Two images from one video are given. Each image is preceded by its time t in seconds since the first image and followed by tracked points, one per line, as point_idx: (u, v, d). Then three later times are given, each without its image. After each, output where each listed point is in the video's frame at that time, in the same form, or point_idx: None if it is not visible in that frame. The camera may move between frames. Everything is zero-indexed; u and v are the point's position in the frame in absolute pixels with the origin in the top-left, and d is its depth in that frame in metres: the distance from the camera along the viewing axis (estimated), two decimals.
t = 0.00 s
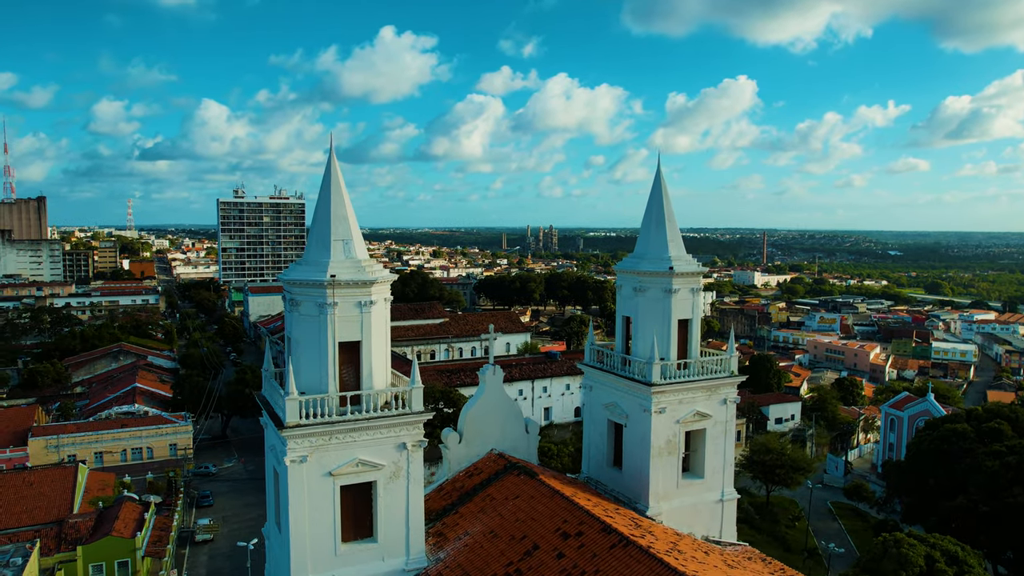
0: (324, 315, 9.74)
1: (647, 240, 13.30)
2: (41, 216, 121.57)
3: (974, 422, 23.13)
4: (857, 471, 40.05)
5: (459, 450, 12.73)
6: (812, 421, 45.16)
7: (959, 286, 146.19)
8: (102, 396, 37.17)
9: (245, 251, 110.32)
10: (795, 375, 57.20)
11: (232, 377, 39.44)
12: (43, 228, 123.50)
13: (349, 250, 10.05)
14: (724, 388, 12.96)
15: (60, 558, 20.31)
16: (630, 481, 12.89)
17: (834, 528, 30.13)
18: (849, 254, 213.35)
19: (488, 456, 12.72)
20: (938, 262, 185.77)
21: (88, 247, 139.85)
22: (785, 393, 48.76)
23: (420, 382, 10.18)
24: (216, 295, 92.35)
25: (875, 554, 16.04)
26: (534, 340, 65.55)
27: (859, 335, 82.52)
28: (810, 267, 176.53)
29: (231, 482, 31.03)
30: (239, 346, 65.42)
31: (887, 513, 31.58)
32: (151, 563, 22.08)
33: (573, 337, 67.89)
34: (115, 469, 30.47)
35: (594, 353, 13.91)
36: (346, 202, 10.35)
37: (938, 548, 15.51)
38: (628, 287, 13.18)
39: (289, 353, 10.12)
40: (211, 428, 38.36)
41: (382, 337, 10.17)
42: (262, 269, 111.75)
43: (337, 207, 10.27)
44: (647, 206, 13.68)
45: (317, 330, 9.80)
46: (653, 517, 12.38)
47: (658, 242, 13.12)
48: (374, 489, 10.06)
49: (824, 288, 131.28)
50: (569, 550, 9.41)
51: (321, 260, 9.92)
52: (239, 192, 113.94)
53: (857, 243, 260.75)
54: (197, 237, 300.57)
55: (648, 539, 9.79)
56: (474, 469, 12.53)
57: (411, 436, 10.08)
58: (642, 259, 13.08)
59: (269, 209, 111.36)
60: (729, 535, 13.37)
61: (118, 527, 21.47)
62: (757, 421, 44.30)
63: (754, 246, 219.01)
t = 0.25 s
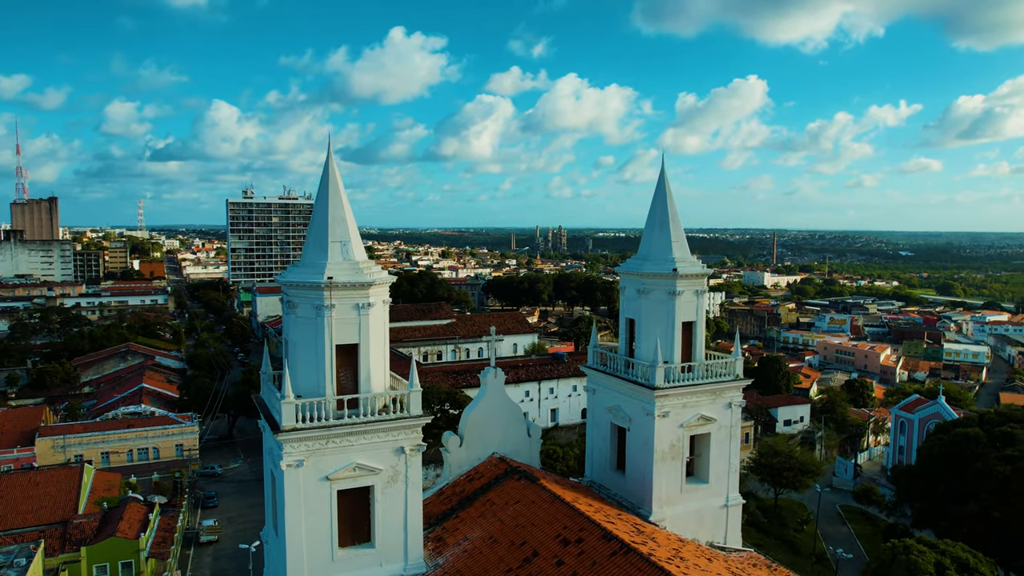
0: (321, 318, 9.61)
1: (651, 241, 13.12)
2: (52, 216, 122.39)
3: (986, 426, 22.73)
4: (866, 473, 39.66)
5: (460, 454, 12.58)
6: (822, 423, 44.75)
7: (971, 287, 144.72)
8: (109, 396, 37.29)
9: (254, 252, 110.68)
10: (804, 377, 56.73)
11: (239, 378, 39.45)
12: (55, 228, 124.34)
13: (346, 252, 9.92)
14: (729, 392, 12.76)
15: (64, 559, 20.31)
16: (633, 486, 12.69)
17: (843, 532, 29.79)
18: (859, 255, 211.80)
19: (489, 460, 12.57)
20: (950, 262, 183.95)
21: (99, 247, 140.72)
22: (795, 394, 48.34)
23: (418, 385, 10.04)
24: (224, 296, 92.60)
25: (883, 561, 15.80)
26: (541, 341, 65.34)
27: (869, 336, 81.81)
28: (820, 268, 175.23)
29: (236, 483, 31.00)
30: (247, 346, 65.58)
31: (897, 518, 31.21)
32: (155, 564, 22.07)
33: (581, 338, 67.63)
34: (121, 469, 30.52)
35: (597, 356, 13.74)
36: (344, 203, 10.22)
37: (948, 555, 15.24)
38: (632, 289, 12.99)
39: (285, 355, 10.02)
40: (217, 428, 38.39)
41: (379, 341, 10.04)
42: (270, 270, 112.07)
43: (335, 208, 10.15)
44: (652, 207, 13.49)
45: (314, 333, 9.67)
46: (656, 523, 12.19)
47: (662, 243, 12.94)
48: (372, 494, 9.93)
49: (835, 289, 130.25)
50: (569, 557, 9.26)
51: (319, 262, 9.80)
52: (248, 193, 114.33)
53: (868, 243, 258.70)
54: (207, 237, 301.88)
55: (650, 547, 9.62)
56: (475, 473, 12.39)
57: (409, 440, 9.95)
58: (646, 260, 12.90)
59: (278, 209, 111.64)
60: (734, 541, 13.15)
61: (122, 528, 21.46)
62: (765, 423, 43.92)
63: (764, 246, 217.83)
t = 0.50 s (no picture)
0: (318, 320, 9.48)
1: (656, 242, 12.90)
2: (65, 216, 123.20)
3: (1001, 428, 22.31)
4: (877, 476, 39.17)
5: (461, 457, 12.42)
6: (833, 425, 44.24)
7: (986, 287, 143.08)
8: (118, 395, 37.42)
9: (264, 251, 110.99)
10: (815, 378, 56.18)
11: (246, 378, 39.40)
12: (68, 228, 125.20)
13: (344, 252, 9.79)
14: (736, 395, 12.52)
15: (70, 559, 20.35)
16: (637, 491, 12.48)
17: (854, 535, 29.40)
18: (871, 255, 210.01)
19: (491, 464, 12.40)
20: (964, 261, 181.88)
21: (112, 247, 141.58)
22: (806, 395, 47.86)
23: (417, 389, 9.89)
24: (235, 295, 92.85)
25: (894, 567, 15.52)
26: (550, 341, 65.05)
27: (882, 336, 80.97)
28: (832, 268, 173.72)
29: (242, 483, 30.99)
30: (256, 345, 65.69)
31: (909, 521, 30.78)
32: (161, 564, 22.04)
33: (590, 338, 67.29)
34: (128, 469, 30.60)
35: (601, 358, 13.53)
36: (343, 203, 10.08)
37: (960, 562, 14.92)
38: (636, 290, 12.77)
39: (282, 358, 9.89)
40: (225, 428, 38.39)
41: (378, 343, 9.89)
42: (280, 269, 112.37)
43: (333, 208, 10.00)
44: (657, 207, 13.28)
45: (312, 334, 9.54)
46: (660, 528, 11.98)
47: (667, 244, 12.71)
48: (370, 498, 9.77)
49: (847, 289, 129.06)
50: (570, 564, 9.07)
51: (316, 263, 9.66)
52: (258, 193, 114.68)
53: (881, 243, 256.37)
54: (218, 237, 303.26)
55: (653, 554, 9.42)
56: (476, 477, 12.22)
57: (408, 444, 9.79)
58: (650, 261, 12.70)
59: (288, 209, 111.85)
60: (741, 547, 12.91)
61: (127, 528, 21.45)
62: (775, 425, 43.44)
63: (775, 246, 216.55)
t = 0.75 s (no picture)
0: (315, 321, 9.35)
1: (660, 242, 12.69)
2: (76, 216, 123.91)
3: (1014, 431, 21.95)
4: (888, 478, 38.74)
5: (462, 460, 12.25)
6: (842, 426, 43.81)
7: (999, 286, 141.58)
8: (125, 395, 37.49)
9: (273, 251, 111.26)
10: (825, 378, 55.65)
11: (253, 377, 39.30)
12: (79, 228, 125.96)
13: (343, 253, 9.65)
14: (741, 398, 12.32)
15: (74, 559, 20.35)
16: (641, 495, 12.28)
17: (864, 538, 29.04)
18: (882, 254, 208.36)
19: (493, 467, 12.23)
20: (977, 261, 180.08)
21: (123, 246, 142.39)
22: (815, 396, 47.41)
23: (416, 391, 9.72)
24: (243, 295, 93.07)
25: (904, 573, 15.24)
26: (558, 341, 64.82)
27: (893, 336, 80.26)
28: (843, 267, 172.47)
29: (248, 483, 30.96)
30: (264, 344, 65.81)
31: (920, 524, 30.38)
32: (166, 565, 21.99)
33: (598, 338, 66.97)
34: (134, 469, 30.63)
35: (605, 360, 13.34)
36: (341, 202, 9.92)
37: (971, 568, 14.64)
38: (640, 291, 12.57)
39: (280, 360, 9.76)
40: (232, 428, 38.32)
41: (376, 344, 9.74)
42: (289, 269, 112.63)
43: (331, 207, 9.85)
44: (661, 206, 13.07)
45: (308, 336, 9.41)
46: (665, 533, 11.78)
47: (672, 244, 12.51)
48: (368, 502, 9.62)
49: (857, 289, 128.05)
50: (570, 571, 8.90)
51: (314, 264, 9.52)
52: (267, 193, 114.96)
53: (892, 242, 254.34)
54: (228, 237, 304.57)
55: (656, 560, 9.23)
56: (478, 481, 12.05)
57: (406, 447, 9.63)
58: (655, 262, 12.48)
59: (297, 209, 112.06)
60: (747, 552, 12.69)
61: (132, 529, 21.41)
62: (785, 426, 43.03)
63: (785, 245, 215.24)
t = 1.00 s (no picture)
0: (311, 324, 9.17)
1: (666, 243, 12.43)
2: (89, 217, 124.76)
3: None
4: (900, 481, 38.19)
5: (463, 465, 12.05)
6: (854, 428, 43.27)
7: (1014, 287, 139.88)
8: (134, 395, 37.58)
9: (283, 251, 111.57)
10: (837, 379, 55.03)
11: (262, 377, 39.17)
12: (92, 228, 126.92)
13: (339, 255, 9.46)
14: (748, 403, 12.05)
15: (78, 561, 20.32)
16: (645, 502, 12.03)
17: (875, 543, 28.62)
18: (895, 255, 206.39)
19: (494, 472, 12.01)
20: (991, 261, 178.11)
21: (135, 246, 143.38)
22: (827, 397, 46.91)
23: (414, 396, 9.52)
24: (254, 295, 93.34)
25: None
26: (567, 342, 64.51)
27: (905, 337, 79.37)
28: (855, 267, 171.09)
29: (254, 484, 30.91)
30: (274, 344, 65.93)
31: (933, 529, 29.92)
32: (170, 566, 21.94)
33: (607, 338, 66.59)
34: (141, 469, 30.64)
35: (609, 363, 13.09)
36: (338, 203, 9.74)
37: None
38: (645, 293, 12.31)
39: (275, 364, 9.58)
40: (241, 428, 38.23)
41: (373, 348, 9.55)
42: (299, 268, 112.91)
43: (327, 208, 9.66)
44: (667, 207, 12.80)
45: (304, 339, 9.24)
46: (669, 541, 11.52)
47: (677, 245, 12.24)
48: (365, 509, 9.42)
49: (870, 289, 126.91)
50: None
51: (309, 266, 9.34)
52: (277, 193, 115.30)
53: (905, 242, 252.07)
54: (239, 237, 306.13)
55: (658, 570, 9.00)
56: (479, 486, 11.84)
57: (404, 453, 9.44)
58: (659, 263, 12.23)
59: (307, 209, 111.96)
60: (754, 561, 12.41)
61: (136, 530, 21.36)
62: (795, 428, 42.53)
63: (797, 245, 213.69)
